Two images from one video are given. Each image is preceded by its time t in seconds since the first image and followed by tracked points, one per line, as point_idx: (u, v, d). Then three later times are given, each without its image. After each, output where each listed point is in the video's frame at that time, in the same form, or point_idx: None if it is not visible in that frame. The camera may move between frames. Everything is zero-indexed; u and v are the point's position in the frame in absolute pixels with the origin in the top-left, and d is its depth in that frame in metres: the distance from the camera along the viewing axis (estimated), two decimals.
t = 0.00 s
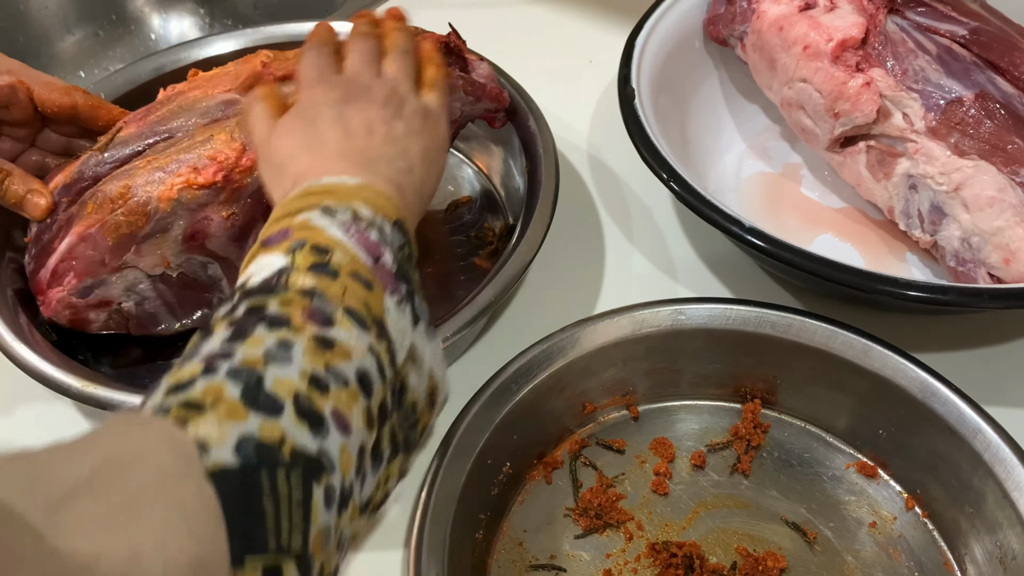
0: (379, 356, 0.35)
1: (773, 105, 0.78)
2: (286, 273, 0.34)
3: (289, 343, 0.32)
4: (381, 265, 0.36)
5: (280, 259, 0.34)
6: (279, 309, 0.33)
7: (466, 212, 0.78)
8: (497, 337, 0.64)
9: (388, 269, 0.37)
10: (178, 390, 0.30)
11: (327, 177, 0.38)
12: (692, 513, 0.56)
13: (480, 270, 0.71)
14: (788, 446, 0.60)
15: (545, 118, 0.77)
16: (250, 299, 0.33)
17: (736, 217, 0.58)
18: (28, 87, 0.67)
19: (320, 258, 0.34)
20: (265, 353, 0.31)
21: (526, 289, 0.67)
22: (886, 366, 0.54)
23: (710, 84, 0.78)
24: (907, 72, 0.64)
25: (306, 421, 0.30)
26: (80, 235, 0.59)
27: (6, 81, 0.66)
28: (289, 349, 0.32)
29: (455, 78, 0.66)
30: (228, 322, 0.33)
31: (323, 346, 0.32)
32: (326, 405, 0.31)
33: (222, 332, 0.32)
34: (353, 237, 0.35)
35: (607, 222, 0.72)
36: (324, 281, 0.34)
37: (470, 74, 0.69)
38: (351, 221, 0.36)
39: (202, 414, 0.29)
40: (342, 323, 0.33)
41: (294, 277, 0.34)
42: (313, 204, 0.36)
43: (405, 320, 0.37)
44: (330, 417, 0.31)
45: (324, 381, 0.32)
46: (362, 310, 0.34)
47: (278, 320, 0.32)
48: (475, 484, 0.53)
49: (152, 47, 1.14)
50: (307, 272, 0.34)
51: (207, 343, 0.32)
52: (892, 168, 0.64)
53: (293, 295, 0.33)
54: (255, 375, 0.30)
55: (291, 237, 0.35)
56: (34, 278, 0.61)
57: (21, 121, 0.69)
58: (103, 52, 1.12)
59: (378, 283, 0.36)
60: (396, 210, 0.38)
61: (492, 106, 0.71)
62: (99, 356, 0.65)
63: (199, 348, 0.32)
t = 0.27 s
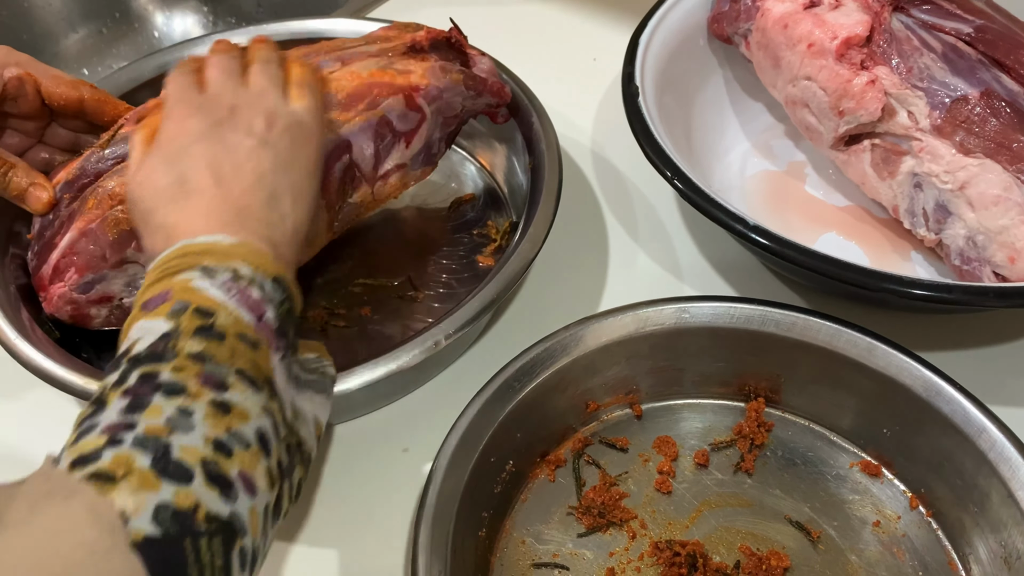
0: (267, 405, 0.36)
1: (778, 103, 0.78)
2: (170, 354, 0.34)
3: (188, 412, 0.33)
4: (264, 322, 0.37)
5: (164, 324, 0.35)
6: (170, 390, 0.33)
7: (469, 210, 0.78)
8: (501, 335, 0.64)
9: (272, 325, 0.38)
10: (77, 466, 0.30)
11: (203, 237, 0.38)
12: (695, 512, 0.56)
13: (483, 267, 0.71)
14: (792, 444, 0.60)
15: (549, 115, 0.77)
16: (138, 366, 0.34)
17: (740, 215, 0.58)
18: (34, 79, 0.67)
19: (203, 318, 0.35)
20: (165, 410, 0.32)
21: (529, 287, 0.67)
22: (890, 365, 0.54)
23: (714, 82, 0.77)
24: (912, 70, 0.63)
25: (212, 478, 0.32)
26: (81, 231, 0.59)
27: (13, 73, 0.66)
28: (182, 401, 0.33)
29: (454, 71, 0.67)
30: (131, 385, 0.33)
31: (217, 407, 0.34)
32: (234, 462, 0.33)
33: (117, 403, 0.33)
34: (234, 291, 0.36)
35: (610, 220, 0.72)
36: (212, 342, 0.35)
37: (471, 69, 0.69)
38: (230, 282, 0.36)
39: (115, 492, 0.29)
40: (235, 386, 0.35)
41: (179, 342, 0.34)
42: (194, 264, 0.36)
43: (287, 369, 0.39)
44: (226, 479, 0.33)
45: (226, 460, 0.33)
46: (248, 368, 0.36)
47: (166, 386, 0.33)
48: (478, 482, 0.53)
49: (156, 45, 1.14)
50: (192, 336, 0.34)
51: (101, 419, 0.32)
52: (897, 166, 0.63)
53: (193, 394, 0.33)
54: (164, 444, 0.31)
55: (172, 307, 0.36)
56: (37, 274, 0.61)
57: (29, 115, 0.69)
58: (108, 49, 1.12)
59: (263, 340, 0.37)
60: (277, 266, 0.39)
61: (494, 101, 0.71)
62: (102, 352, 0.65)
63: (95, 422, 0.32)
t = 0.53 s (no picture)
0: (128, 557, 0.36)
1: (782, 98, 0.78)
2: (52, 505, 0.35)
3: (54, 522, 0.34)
4: (138, 483, 0.40)
5: (36, 496, 0.35)
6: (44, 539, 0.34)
7: (473, 205, 0.78)
8: (504, 330, 0.64)
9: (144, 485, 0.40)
10: None
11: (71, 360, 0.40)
12: (699, 507, 0.56)
13: (486, 262, 0.71)
14: (796, 439, 0.60)
15: (552, 110, 0.77)
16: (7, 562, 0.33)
17: (743, 210, 0.58)
18: (37, 76, 0.67)
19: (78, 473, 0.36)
20: None
21: (533, 283, 0.67)
22: (894, 360, 0.54)
23: (718, 78, 0.77)
24: (916, 65, 0.63)
25: None
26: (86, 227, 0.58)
27: (15, 70, 0.66)
28: None
29: (458, 67, 0.67)
30: (6, 569, 0.33)
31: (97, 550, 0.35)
32: None
33: None
34: (115, 452, 0.38)
35: (614, 215, 0.72)
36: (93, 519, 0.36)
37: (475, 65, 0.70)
38: (108, 432, 0.39)
39: None
40: None
41: (56, 523, 0.34)
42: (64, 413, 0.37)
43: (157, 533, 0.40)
44: None
45: None
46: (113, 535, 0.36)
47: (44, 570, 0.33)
48: (481, 477, 0.53)
49: (161, 41, 1.15)
50: (71, 513, 0.35)
51: None
52: (901, 161, 0.64)
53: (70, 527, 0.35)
54: None
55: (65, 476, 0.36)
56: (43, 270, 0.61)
57: (31, 111, 0.69)
58: (113, 46, 1.12)
59: (139, 513, 0.39)
60: (145, 409, 0.42)
61: (498, 97, 0.71)
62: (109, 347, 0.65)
63: None
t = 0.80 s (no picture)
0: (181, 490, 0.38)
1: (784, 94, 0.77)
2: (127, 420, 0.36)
3: (127, 428, 0.36)
4: (206, 412, 0.41)
5: (117, 406, 0.36)
6: (115, 448, 0.35)
7: (474, 202, 0.78)
8: (505, 327, 0.64)
9: (213, 414, 0.42)
10: (8, 534, 0.32)
11: (142, 259, 0.39)
12: (700, 504, 0.56)
13: (487, 259, 0.71)
14: (798, 436, 0.60)
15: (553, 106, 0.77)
16: (76, 468, 0.34)
17: (745, 206, 0.57)
18: (34, 75, 0.67)
19: (153, 381, 0.37)
20: (117, 498, 0.34)
21: (533, 279, 0.67)
22: (897, 357, 0.54)
23: (721, 74, 0.77)
24: (919, 60, 0.63)
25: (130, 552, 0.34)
26: (86, 224, 0.58)
27: (12, 69, 0.66)
28: (130, 494, 0.35)
29: (460, 63, 0.67)
30: (74, 476, 0.34)
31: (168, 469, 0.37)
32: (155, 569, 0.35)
33: (49, 518, 0.33)
34: (192, 371, 0.40)
35: (615, 212, 0.71)
36: (165, 447, 0.37)
37: (477, 61, 0.69)
38: (190, 355, 0.40)
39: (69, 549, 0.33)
40: (172, 514, 0.37)
41: (131, 441, 0.36)
42: (153, 321, 0.38)
43: (219, 468, 0.42)
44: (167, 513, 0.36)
45: (155, 524, 0.35)
46: (178, 450, 0.38)
47: (118, 484, 0.35)
48: (481, 474, 0.53)
49: (162, 37, 1.14)
50: (145, 433, 0.36)
51: (59, 516, 0.33)
52: (904, 157, 0.63)
53: (142, 446, 0.36)
54: (113, 480, 0.35)
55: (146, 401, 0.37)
56: (43, 267, 0.61)
57: (29, 109, 0.69)
58: (114, 42, 1.12)
59: (200, 444, 0.40)
60: (222, 331, 0.43)
61: (499, 93, 0.71)
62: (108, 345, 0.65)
63: (62, 470, 0.34)
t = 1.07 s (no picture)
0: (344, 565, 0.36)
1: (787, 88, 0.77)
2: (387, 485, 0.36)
3: (376, 497, 0.36)
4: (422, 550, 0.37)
5: (377, 527, 0.36)
6: (380, 516, 0.36)
7: (476, 197, 0.78)
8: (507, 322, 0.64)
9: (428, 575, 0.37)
10: None
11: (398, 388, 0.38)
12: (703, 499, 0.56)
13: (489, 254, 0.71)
14: (800, 431, 0.60)
15: (555, 101, 0.77)
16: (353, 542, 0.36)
17: (748, 201, 0.57)
18: (36, 70, 0.67)
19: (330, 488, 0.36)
20: None
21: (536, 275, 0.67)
22: (900, 352, 0.54)
23: (723, 68, 0.77)
24: (923, 54, 0.62)
25: None
26: (87, 218, 0.58)
27: (14, 65, 0.66)
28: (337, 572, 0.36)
29: (461, 58, 0.67)
30: None
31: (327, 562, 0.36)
32: None
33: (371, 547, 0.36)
34: (399, 534, 0.36)
35: (618, 207, 0.71)
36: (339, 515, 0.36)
37: (478, 55, 0.69)
38: (404, 506, 0.36)
39: None
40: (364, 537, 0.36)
41: (326, 495, 0.36)
42: (360, 472, 0.36)
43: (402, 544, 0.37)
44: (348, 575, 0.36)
45: None
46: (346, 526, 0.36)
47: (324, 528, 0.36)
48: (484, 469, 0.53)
49: (162, 33, 1.14)
50: (364, 543, 0.36)
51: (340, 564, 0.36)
52: (907, 151, 0.63)
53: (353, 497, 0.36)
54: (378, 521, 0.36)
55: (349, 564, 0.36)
56: (44, 261, 0.61)
57: (30, 105, 0.69)
58: (114, 39, 1.12)
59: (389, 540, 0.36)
60: (468, 483, 0.38)
61: (501, 88, 0.70)
62: (109, 340, 0.65)
63: (365, 516, 0.36)
